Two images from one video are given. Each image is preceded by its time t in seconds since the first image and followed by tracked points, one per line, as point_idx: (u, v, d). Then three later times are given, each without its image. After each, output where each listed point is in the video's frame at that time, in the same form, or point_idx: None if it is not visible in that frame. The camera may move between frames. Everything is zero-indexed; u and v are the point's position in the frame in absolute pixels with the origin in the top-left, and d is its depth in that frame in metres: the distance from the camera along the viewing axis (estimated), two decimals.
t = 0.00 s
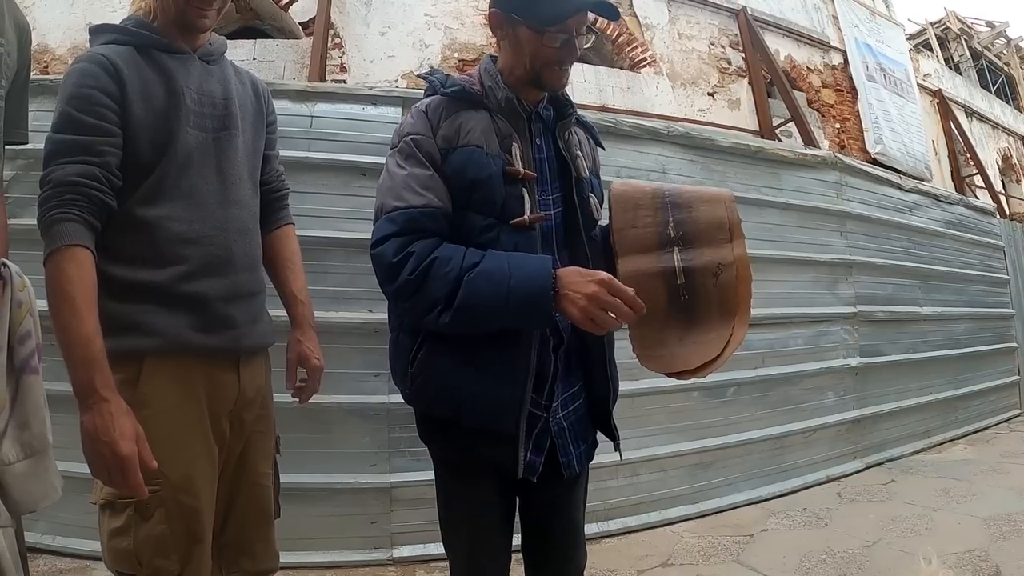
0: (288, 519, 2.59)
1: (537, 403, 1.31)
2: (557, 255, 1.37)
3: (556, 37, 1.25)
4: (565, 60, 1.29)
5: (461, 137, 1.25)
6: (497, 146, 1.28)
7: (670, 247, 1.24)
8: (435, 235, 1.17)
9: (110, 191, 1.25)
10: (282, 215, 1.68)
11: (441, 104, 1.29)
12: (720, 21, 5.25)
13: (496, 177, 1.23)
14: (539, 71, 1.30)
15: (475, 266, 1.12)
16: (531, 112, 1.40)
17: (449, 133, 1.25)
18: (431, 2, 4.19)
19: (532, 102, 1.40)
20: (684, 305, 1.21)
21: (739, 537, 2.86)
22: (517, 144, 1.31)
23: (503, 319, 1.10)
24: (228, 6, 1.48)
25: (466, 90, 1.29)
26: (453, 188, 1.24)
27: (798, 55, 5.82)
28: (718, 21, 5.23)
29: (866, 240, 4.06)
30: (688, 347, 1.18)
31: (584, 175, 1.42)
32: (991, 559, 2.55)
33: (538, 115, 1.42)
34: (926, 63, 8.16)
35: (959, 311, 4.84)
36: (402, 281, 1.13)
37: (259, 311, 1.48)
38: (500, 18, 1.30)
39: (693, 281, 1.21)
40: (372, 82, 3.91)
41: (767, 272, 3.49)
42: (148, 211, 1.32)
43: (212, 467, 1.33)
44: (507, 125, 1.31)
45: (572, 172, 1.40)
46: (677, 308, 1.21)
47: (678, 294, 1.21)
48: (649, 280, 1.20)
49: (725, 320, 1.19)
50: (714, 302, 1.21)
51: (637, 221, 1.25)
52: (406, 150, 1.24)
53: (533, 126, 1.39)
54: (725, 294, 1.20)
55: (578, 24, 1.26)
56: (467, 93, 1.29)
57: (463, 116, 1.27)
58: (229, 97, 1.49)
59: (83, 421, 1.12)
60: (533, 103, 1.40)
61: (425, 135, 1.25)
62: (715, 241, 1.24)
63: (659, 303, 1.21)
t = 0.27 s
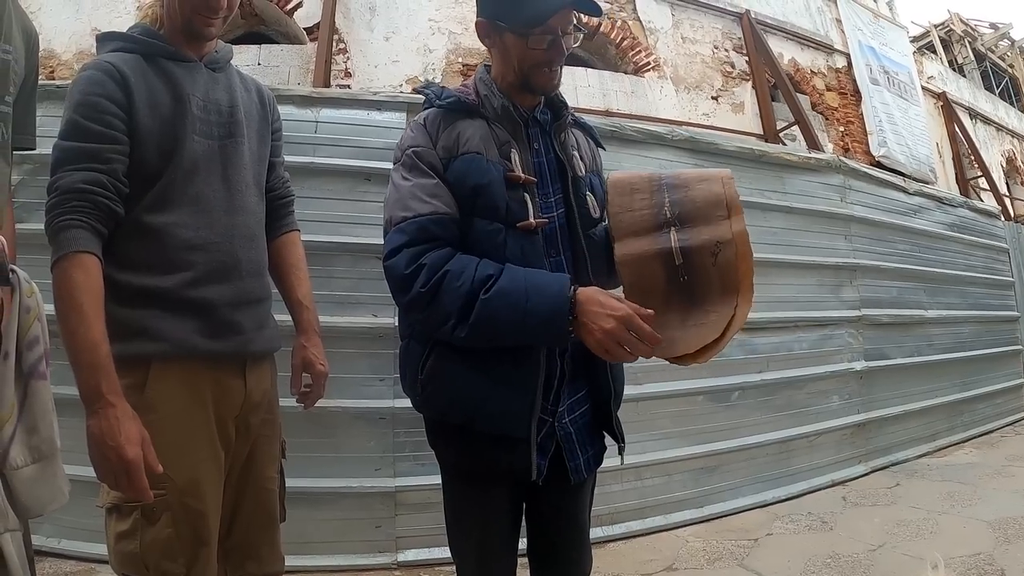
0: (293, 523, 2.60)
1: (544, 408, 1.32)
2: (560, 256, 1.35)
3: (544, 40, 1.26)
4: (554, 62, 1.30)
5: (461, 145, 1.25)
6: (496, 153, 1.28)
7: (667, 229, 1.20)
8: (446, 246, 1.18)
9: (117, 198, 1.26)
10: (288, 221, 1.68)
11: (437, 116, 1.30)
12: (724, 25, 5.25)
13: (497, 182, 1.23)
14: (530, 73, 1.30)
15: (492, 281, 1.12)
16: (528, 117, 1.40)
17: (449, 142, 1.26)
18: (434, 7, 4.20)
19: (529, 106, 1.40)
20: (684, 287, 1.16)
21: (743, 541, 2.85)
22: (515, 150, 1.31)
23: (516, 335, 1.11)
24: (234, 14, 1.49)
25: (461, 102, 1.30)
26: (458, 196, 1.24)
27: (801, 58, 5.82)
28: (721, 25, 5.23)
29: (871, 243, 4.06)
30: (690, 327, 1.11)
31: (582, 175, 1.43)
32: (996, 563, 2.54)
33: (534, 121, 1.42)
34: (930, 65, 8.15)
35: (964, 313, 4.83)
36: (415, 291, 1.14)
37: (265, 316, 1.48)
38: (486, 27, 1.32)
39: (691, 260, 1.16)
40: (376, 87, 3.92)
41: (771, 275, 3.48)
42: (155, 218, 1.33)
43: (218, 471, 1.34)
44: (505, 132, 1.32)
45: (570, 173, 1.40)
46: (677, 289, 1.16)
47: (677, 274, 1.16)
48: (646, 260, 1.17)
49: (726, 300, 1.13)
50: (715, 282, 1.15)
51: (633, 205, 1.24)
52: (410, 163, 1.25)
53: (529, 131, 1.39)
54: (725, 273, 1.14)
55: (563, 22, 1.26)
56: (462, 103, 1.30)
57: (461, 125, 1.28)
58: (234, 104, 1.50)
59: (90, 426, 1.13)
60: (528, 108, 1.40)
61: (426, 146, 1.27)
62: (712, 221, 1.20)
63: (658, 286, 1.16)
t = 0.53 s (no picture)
0: (288, 525, 2.60)
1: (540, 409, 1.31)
2: (553, 256, 1.35)
3: (531, 44, 1.27)
4: (541, 66, 1.30)
5: (451, 151, 1.26)
6: (486, 157, 1.29)
7: (654, 222, 1.20)
8: (444, 252, 1.18)
9: (114, 202, 1.27)
10: (284, 224, 1.69)
11: (426, 125, 1.32)
12: (720, 28, 5.26)
13: (488, 186, 1.24)
14: (518, 77, 1.31)
15: (489, 290, 1.11)
16: (515, 121, 1.41)
17: (439, 149, 1.27)
18: (431, 10, 4.20)
19: (517, 109, 1.42)
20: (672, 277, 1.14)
21: (738, 542, 2.86)
22: (504, 154, 1.33)
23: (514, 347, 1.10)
24: (233, 17, 1.49)
25: (448, 108, 1.31)
26: (451, 202, 1.25)
27: (797, 61, 5.83)
28: (717, 27, 5.25)
29: (866, 245, 4.07)
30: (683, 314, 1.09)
31: (570, 175, 1.43)
32: (990, 564, 2.55)
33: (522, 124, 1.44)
34: (925, 68, 8.17)
35: (959, 315, 4.85)
36: (414, 298, 1.14)
37: (261, 319, 1.48)
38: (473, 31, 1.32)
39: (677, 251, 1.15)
40: (372, 89, 3.92)
41: (767, 278, 3.49)
42: (152, 221, 1.33)
43: (214, 473, 1.34)
44: (492, 137, 1.33)
45: (558, 173, 1.41)
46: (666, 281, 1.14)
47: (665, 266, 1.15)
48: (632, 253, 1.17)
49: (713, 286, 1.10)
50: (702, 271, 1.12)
51: (621, 200, 1.24)
52: (405, 170, 1.26)
53: (517, 135, 1.40)
54: (711, 259, 1.11)
55: (550, 26, 1.26)
56: (449, 111, 1.31)
57: (450, 131, 1.29)
58: (231, 108, 1.50)
59: (86, 428, 1.13)
60: (515, 111, 1.41)
61: (417, 154, 1.28)
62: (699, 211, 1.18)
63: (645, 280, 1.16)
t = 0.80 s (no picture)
0: (280, 525, 2.60)
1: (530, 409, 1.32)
2: (542, 256, 1.36)
3: (521, 44, 1.29)
4: (530, 67, 1.33)
5: (441, 152, 1.27)
6: (475, 158, 1.30)
7: (645, 224, 1.23)
8: (433, 253, 1.18)
9: (106, 204, 1.27)
10: (274, 226, 1.69)
11: (416, 127, 1.32)
12: (711, 28, 5.28)
13: (479, 189, 1.25)
14: (506, 78, 1.33)
15: (480, 293, 1.11)
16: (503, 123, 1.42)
17: (429, 151, 1.28)
18: (423, 10, 4.21)
19: (502, 111, 1.43)
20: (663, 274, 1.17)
21: (730, 540, 2.87)
22: (492, 156, 1.33)
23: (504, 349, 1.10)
24: (226, 18, 1.49)
25: (438, 110, 1.31)
26: (442, 202, 1.25)
27: (788, 61, 5.86)
28: (709, 28, 5.26)
29: (856, 245, 4.09)
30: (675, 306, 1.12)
31: (557, 176, 1.45)
32: (980, 560, 2.57)
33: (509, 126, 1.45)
34: (916, 68, 8.22)
35: (949, 314, 4.88)
36: (405, 301, 1.15)
37: (253, 320, 1.48)
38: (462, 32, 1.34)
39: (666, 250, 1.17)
40: (364, 89, 3.92)
41: (758, 277, 3.51)
42: (143, 223, 1.33)
43: (207, 474, 1.34)
44: (482, 139, 1.34)
45: (546, 174, 1.42)
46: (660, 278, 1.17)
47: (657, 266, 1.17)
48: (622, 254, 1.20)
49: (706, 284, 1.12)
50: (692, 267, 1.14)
51: (612, 202, 1.25)
52: (394, 172, 1.26)
53: (505, 137, 1.41)
54: (702, 259, 1.13)
55: (537, 28, 1.29)
56: (438, 113, 1.32)
57: (440, 133, 1.30)
58: (222, 110, 1.50)
59: (78, 429, 1.13)
60: (503, 113, 1.43)
61: (407, 155, 1.28)
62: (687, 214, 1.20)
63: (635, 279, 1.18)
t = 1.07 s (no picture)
0: (274, 527, 2.59)
1: (526, 407, 1.32)
2: (533, 252, 1.37)
3: (510, 48, 1.31)
4: (518, 70, 1.35)
5: (426, 152, 1.29)
6: (460, 157, 1.31)
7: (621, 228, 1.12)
8: (407, 253, 1.18)
9: (99, 206, 1.27)
10: (267, 227, 1.69)
11: (402, 128, 1.34)
12: (704, 30, 5.30)
13: (461, 185, 1.26)
14: (495, 81, 1.35)
15: (437, 293, 1.10)
16: (493, 124, 1.45)
17: (414, 151, 1.30)
18: (415, 11, 4.21)
19: (490, 113, 1.46)
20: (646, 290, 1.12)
21: (724, 540, 2.88)
22: (479, 155, 1.35)
23: (460, 350, 1.08)
24: (218, 19, 1.49)
25: (424, 112, 1.34)
26: (423, 202, 1.26)
27: (781, 62, 5.88)
28: (701, 29, 5.28)
29: (848, 244, 4.11)
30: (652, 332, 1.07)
31: (548, 176, 1.46)
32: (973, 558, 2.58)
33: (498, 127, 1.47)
34: (908, 68, 8.26)
35: (941, 313, 4.91)
36: (377, 303, 1.17)
37: (246, 322, 1.48)
38: (447, 38, 1.34)
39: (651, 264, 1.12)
40: (357, 91, 3.92)
41: (751, 277, 3.53)
42: (136, 225, 1.33)
43: (200, 476, 1.34)
44: (468, 138, 1.36)
45: (536, 174, 1.43)
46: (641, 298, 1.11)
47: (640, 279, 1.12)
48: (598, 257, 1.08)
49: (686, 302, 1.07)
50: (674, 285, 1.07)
51: (594, 209, 1.20)
52: (378, 174, 1.28)
53: (494, 137, 1.43)
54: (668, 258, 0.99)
55: (523, 32, 1.32)
56: (426, 114, 1.34)
57: (427, 133, 1.32)
58: (214, 112, 1.50)
59: (72, 431, 1.13)
60: (491, 116, 1.45)
61: (392, 157, 1.30)
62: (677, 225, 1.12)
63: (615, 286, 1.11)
